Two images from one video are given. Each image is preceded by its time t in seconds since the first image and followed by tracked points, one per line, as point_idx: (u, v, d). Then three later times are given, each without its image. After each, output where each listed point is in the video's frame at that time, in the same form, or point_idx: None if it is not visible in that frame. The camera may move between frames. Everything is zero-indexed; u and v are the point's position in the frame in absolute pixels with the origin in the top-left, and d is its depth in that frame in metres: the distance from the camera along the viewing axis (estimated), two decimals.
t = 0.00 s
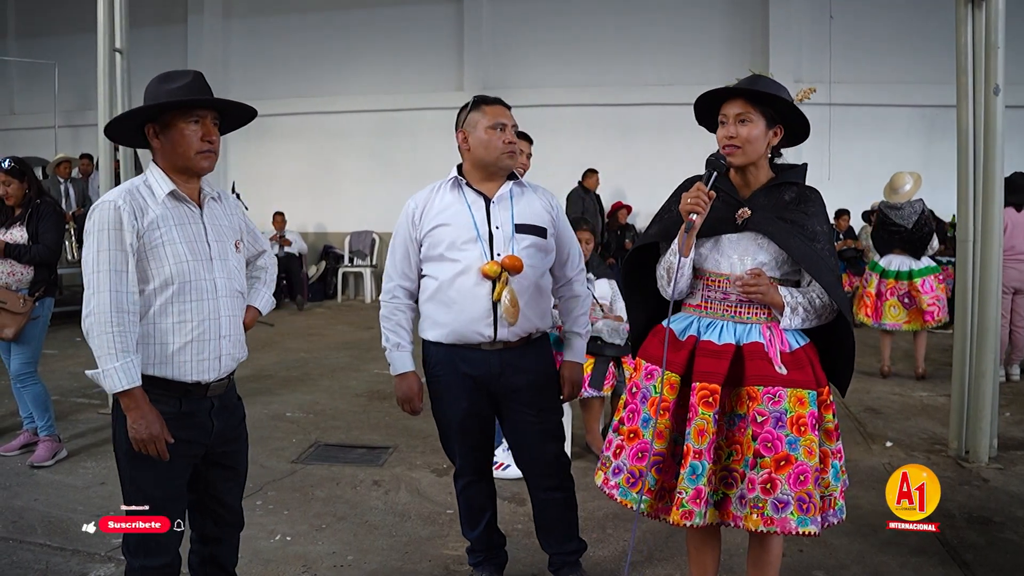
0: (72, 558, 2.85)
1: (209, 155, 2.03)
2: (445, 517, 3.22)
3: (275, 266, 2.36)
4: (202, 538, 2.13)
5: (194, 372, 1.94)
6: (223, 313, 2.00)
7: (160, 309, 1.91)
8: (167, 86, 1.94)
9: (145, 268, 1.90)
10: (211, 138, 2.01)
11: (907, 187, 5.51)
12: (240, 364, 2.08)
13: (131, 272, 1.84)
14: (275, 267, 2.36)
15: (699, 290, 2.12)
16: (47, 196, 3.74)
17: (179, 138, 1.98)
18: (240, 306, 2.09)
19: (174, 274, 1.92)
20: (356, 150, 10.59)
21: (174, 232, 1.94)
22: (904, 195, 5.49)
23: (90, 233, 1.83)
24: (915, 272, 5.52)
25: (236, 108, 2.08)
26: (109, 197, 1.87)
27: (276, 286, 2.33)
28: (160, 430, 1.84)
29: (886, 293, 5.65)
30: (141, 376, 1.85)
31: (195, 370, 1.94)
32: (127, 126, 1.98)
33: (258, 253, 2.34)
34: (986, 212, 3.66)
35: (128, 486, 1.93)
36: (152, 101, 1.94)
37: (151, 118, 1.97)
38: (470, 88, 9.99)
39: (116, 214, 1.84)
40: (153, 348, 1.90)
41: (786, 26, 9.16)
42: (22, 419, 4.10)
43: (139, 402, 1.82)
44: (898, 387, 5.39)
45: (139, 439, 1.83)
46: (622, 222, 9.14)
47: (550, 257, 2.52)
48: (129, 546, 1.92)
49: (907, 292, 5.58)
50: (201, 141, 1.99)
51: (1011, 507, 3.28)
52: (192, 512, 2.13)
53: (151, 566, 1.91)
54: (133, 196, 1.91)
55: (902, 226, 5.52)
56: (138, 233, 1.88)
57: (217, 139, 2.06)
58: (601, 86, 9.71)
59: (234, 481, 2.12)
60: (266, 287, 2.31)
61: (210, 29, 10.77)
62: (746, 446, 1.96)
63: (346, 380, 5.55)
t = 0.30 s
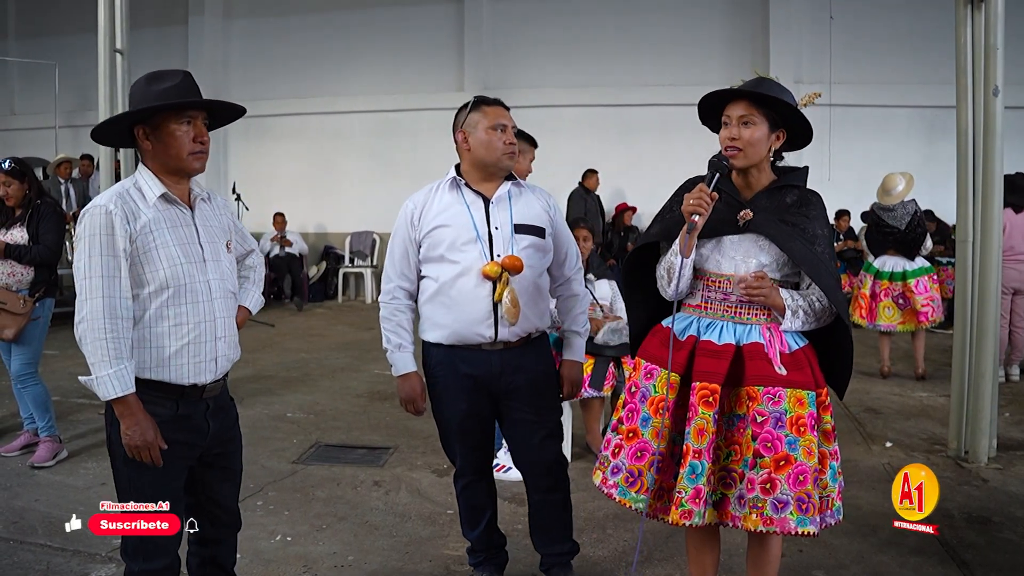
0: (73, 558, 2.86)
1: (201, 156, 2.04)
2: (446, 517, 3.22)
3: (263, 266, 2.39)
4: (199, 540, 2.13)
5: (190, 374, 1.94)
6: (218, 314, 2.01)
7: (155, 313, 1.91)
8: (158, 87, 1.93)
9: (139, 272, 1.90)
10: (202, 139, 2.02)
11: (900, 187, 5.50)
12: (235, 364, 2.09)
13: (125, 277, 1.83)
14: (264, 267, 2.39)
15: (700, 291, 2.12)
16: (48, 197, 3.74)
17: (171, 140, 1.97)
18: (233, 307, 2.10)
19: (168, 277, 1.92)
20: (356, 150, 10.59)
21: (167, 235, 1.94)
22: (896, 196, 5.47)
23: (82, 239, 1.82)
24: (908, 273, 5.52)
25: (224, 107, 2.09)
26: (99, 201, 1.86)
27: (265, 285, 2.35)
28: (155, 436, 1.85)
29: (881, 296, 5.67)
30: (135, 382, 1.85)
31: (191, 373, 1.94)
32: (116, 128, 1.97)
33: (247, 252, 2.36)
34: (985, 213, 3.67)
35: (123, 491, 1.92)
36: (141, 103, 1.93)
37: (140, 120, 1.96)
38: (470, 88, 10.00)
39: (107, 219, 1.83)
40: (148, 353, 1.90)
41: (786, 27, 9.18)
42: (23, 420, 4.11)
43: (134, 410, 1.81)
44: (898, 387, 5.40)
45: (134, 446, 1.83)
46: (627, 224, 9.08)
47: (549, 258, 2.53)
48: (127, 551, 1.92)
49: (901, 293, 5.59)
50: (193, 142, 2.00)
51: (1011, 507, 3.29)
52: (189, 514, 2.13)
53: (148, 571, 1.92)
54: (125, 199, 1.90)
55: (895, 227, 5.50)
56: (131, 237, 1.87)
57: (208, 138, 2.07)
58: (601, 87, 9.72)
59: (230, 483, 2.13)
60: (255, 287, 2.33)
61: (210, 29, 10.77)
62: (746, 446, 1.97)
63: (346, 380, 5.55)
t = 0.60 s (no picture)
0: (74, 558, 2.86)
1: (198, 155, 2.05)
2: (446, 517, 3.23)
3: (258, 266, 2.39)
4: (199, 541, 2.14)
5: (192, 374, 1.95)
6: (217, 314, 2.01)
7: (156, 313, 1.91)
8: (152, 87, 1.93)
9: (138, 273, 1.90)
10: (200, 138, 2.03)
11: (898, 187, 5.50)
12: (235, 363, 2.10)
13: (125, 278, 1.84)
14: (258, 267, 2.39)
15: (699, 290, 2.12)
16: (49, 197, 3.74)
17: (168, 139, 1.98)
18: (232, 307, 2.11)
19: (168, 277, 1.92)
20: (357, 151, 10.59)
21: (165, 236, 1.94)
22: (893, 197, 5.48)
23: (80, 241, 1.82)
24: (908, 273, 5.53)
25: (218, 105, 2.10)
26: (97, 203, 1.86)
27: (260, 285, 2.36)
28: (158, 437, 1.85)
29: (880, 296, 5.66)
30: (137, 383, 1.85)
31: (193, 372, 1.95)
32: (114, 129, 1.97)
33: (242, 252, 2.36)
34: (985, 213, 3.67)
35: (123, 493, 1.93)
36: (139, 103, 1.93)
37: (137, 120, 1.96)
38: (471, 88, 10.00)
39: (105, 220, 1.83)
40: (149, 354, 1.91)
41: (786, 28, 9.18)
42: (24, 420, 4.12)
43: (136, 411, 1.82)
44: (898, 388, 5.40)
45: (137, 447, 1.83)
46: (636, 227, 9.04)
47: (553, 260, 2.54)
48: (127, 551, 1.93)
49: (901, 293, 5.59)
50: (190, 141, 2.01)
51: (1011, 507, 3.29)
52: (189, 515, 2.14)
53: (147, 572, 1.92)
54: (123, 200, 1.90)
55: (893, 228, 5.51)
56: (130, 238, 1.88)
57: (204, 137, 2.07)
58: (602, 87, 9.73)
59: (230, 483, 2.14)
60: (251, 287, 2.33)
61: (211, 29, 10.78)
62: (747, 445, 1.97)
63: (347, 381, 5.56)
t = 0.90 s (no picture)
0: (75, 557, 2.87)
1: (202, 155, 2.05)
2: (447, 517, 3.23)
3: (257, 268, 2.40)
4: (200, 541, 2.14)
5: (196, 373, 1.95)
6: (221, 313, 2.02)
7: (161, 313, 1.91)
8: (155, 87, 1.94)
9: (143, 273, 1.90)
10: (203, 138, 2.04)
11: (897, 187, 5.51)
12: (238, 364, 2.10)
13: (130, 278, 1.84)
14: (257, 269, 2.40)
15: (700, 292, 2.12)
16: (51, 197, 3.75)
17: (172, 139, 1.98)
18: (235, 307, 2.11)
19: (173, 277, 1.93)
20: (358, 150, 10.60)
21: (170, 235, 1.95)
22: (892, 197, 5.48)
23: (85, 240, 1.82)
24: (908, 274, 5.53)
25: (219, 104, 2.10)
26: (102, 202, 1.86)
27: (260, 286, 2.36)
28: (164, 437, 1.86)
29: (880, 296, 5.66)
30: (142, 383, 1.86)
31: (197, 372, 1.96)
32: (116, 130, 1.97)
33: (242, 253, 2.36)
34: (986, 214, 3.68)
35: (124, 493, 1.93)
36: (142, 103, 1.93)
37: (141, 120, 1.96)
38: (473, 88, 10.01)
39: (111, 219, 1.83)
40: (153, 354, 1.91)
41: (787, 28, 9.18)
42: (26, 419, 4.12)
43: (142, 411, 1.82)
44: (899, 388, 5.40)
45: (143, 447, 1.84)
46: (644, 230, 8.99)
47: (563, 263, 2.53)
48: (128, 551, 1.93)
49: (901, 294, 5.59)
50: (194, 141, 2.02)
51: (1011, 508, 3.29)
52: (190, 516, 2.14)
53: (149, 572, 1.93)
54: (127, 200, 1.91)
55: (893, 228, 5.51)
56: (135, 237, 1.88)
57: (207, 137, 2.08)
58: (603, 87, 9.73)
59: (232, 484, 2.14)
60: (251, 288, 2.33)
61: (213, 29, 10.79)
62: (753, 446, 1.98)
63: (348, 380, 5.57)
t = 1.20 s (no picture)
0: (82, 552, 2.88)
1: (212, 151, 2.06)
2: (453, 513, 3.24)
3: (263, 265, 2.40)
4: (208, 538, 2.15)
5: (208, 370, 1.96)
6: (232, 309, 2.02)
7: (173, 309, 1.92)
8: (164, 84, 1.94)
9: (155, 269, 1.91)
10: (213, 134, 2.04)
11: (903, 184, 5.47)
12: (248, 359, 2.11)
13: (143, 274, 1.85)
14: (264, 266, 2.40)
15: (708, 289, 2.11)
16: (58, 194, 3.76)
17: (182, 135, 1.99)
18: (245, 303, 2.12)
19: (185, 273, 1.93)
20: (363, 148, 10.61)
21: (181, 231, 1.95)
22: (897, 194, 5.45)
23: (97, 237, 1.83)
24: (912, 271, 5.52)
25: (227, 101, 2.10)
26: (113, 199, 1.87)
27: (267, 282, 2.37)
28: (178, 432, 1.87)
29: (886, 293, 5.64)
30: (154, 379, 1.86)
31: (209, 368, 1.96)
32: (125, 126, 1.97)
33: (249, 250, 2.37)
34: (993, 210, 3.67)
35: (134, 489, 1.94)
36: (149, 100, 1.94)
37: (151, 116, 1.97)
38: (478, 85, 10.01)
39: (122, 216, 1.84)
40: (165, 350, 1.92)
41: (793, 25, 9.15)
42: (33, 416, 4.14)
43: (155, 406, 1.83)
44: (905, 385, 5.40)
45: (157, 443, 1.85)
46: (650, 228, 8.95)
47: (584, 258, 2.52)
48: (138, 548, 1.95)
49: (905, 291, 5.58)
50: (204, 137, 2.02)
51: (1018, 505, 3.29)
52: (199, 512, 2.15)
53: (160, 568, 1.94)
54: (138, 196, 1.91)
55: (897, 226, 5.51)
56: (146, 234, 1.88)
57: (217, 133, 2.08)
58: (608, 84, 9.72)
59: (240, 481, 2.15)
60: (259, 285, 2.34)
61: (218, 27, 10.80)
62: (767, 441, 1.98)
63: (354, 377, 5.58)
